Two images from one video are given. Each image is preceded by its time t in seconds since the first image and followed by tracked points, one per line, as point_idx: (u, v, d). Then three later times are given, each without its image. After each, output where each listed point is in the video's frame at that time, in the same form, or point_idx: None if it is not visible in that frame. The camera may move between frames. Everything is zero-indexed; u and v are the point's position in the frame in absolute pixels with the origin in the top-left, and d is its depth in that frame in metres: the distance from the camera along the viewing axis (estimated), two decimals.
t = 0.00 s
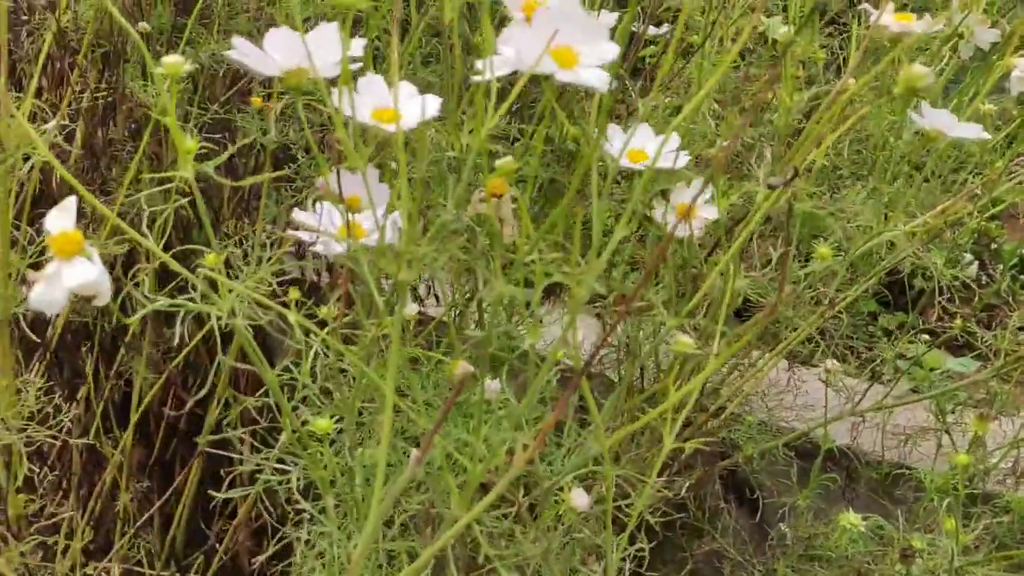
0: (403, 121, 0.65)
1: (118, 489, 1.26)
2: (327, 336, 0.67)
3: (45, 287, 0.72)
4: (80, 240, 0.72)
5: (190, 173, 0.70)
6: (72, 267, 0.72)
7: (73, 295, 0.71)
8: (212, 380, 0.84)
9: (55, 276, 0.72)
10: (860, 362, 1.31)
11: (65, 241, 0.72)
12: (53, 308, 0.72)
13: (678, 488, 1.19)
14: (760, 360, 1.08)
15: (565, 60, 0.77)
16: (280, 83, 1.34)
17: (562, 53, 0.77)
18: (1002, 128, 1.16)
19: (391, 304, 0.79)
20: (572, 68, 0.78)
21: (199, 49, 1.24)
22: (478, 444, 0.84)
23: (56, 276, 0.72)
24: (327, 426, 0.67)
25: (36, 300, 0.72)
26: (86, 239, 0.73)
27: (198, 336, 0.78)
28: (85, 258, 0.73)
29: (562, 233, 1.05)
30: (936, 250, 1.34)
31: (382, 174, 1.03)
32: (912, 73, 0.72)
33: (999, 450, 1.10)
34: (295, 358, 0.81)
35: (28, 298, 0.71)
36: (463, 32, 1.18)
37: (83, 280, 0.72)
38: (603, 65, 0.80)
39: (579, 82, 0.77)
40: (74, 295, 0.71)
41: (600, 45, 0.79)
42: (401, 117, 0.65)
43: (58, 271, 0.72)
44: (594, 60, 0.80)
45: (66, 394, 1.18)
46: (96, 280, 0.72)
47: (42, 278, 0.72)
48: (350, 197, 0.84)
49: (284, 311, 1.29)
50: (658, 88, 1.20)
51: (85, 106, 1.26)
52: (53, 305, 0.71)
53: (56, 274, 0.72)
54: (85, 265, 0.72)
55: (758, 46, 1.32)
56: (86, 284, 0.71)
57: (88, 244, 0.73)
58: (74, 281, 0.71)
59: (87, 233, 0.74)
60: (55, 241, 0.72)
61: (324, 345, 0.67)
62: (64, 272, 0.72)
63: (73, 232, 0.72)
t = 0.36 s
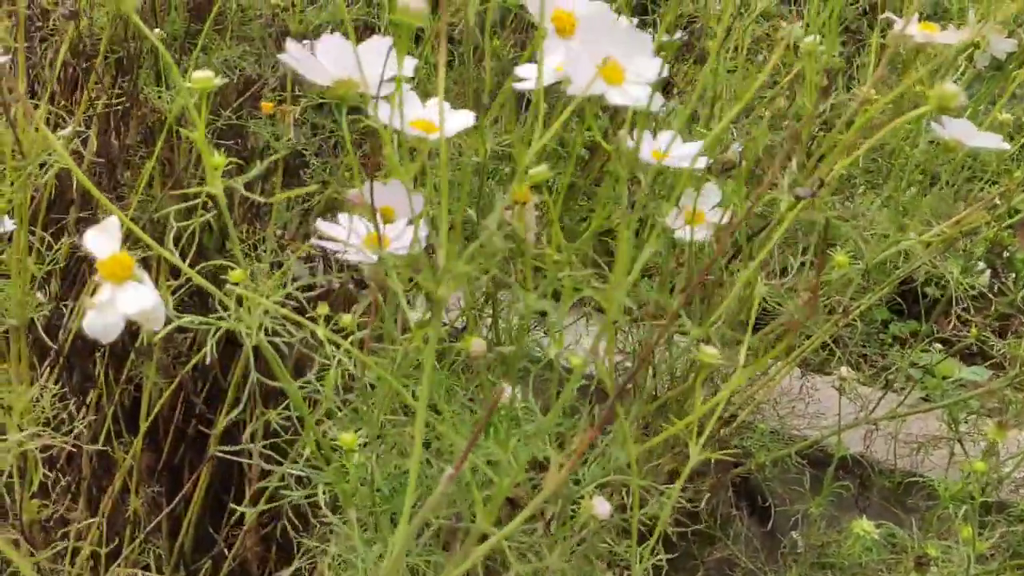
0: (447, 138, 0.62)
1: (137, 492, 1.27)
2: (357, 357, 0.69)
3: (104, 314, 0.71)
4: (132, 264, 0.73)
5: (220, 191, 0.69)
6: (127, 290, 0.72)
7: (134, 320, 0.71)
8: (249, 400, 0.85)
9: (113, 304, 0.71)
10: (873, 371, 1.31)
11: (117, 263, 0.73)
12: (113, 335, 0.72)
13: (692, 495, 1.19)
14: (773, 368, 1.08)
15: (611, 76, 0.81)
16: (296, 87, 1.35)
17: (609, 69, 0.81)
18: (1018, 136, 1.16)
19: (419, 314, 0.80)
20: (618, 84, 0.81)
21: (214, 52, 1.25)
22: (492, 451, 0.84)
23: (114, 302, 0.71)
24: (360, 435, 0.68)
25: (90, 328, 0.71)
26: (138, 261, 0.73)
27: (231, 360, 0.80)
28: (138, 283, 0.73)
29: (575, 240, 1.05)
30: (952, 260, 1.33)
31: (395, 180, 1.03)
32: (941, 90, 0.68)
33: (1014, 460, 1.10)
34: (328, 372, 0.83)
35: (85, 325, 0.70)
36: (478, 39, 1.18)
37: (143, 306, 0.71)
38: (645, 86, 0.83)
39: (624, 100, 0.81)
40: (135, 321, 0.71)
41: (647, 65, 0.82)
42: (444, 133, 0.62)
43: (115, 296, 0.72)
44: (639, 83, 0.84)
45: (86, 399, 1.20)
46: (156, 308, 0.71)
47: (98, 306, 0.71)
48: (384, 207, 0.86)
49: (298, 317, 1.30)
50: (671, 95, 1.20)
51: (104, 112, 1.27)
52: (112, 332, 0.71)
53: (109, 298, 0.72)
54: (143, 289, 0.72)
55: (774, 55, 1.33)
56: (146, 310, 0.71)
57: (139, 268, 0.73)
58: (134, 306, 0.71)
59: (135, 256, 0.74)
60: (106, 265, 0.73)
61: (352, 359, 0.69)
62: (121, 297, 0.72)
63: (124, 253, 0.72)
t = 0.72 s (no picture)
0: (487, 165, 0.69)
1: (146, 499, 1.28)
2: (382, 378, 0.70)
3: (171, 365, 0.74)
4: (193, 313, 0.76)
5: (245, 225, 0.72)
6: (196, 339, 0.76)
7: (204, 368, 0.74)
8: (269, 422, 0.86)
9: (180, 355, 0.74)
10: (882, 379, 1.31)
11: (176, 312, 0.76)
12: (180, 386, 0.74)
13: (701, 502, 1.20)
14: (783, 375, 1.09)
15: (650, 90, 0.85)
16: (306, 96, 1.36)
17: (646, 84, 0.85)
18: None
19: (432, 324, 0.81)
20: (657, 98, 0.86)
21: (222, 60, 1.26)
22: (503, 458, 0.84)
23: (182, 353, 0.74)
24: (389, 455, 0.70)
25: (156, 379, 0.74)
26: (197, 309, 0.76)
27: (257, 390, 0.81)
28: (199, 332, 0.76)
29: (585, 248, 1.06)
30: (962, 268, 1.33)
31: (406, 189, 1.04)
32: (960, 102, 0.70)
33: None
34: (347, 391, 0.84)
35: (151, 377, 0.73)
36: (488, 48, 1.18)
37: (211, 354, 0.75)
38: (687, 101, 0.88)
39: (665, 115, 0.85)
40: (203, 370, 0.74)
41: (684, 81, 0.88)
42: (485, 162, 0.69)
43: (180, 347, 0.75)
44: (680, 98, 0.89)
45: (96, 407, 1.21)
46: (224, 355, 0.75)
47: (165, 357, 0.74)
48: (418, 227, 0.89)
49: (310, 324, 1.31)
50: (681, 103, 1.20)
51: (115, 121, 1.28)
52: (181, 383, 0.74)
53: (176, 349, 0.75)
54: (208, 338, 0.76)
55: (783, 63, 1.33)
56: (215, 357, 0.74)
57: (198, 316, 0.76)
58: (202, 355, 0.74)
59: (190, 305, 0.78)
60: (166, 315, 0.76)
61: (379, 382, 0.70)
62: (186, 347, 0.75)
63: (184, 302, 0.76)
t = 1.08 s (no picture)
0: (521, 203, 0.64)
1: (153, 507, 1.29)
2: (404, 402, 0.70)
3: (215, 424, 0.69)
4: (234, 365, 0.71)
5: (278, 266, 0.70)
6: (240, 394, 0.71)
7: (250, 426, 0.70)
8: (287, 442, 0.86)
9: (224, 412, 0.69)
10: (890, 389, 1.31)
11: (218, 365, 0.70)
12: (224, 446, 0.69)
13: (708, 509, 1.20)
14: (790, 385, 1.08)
15: (687, 110, 0.80)
16: (312, 102, 1.36)
17: (683, 104, 0.80)
18: None
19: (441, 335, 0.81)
20: (696, 120, 0.80)
21: (229, 68, 1.27)
22: (516, 471, 0.84)
23: (227, 410, 0.70)
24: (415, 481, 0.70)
25: (199, 440, 0.68)
26: (239, 361, 0.71)
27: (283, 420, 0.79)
28: (240, 385, 0.71)
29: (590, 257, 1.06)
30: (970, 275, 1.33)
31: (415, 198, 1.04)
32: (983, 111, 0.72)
33: None
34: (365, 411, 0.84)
35: (198, 439, 0.68)
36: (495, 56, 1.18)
37: (257, 410, 0.70)
38: (724, 123, 0.82)
39: (705, 138, 0.79)
40: (249, 427, 0.70)
41: (719, 102, 0.82)
42: (519, 199, 0.64)
43: (224, 403, 0.70)
44: (718, 118, 0.83)
45: (103, 415, 1.21)
46: (270, 410, 0.71)
47: (209, 417, 0.69)
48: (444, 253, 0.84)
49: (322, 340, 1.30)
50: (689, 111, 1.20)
51: (122, 129, 1.29)
52: (226, 443, 0.69)
53: (220, 406, 0.69)
54: (252, 393, 0.71)
55: (789, 69, 1.33)
56: (262, 414, 0.70)
57: (240, 367, 0.71)
58: (248, 411, 0.70)
59: (228, 355, 0.72)
60: (207, 368, 0.70)
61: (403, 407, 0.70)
62: (229, 403, 0.70)
63: (226, 354, 0.70)
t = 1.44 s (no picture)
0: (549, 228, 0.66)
1: (156, 515, 1.29)
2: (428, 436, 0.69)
3: (236, 481, 0.69)
4: (254, 419, 0.72)
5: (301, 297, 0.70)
6: (259, 448, 0.71)
7: (271, 479, 0.70)
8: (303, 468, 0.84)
9: (244, 468, 0.70)
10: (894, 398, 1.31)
11: (237, 419, 0.71)
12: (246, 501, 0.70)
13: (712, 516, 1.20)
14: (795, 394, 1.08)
15: (716, 136, 0.76)
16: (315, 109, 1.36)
17: (713, 129, 0.77)
18: None
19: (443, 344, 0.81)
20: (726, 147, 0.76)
21: (232, 75, 1.27)
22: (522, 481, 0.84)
23: (247, 464, 0.70)
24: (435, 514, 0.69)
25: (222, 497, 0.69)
26: (257, 414, 0.72)
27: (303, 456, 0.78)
28: (259, 438, 0.72)
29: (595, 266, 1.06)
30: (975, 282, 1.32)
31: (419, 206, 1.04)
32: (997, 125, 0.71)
33: None
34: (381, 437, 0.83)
35: (221, 496, 0.68)
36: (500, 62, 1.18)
37: (277, 463, 0.71)
38: (755, 149, 0.78)
39: (735, 167, 0.77)
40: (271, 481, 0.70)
41: (749, 124, 0.78)
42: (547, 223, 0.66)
43: (245, 457, 0.71)
44: (747, 143, 0.79)
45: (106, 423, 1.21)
46: (290, 461, 0.71)
47: (231, 473, 0.69)
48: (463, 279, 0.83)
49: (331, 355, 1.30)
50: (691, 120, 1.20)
51: (125, 136, 1.29)
52: (248, 498, 0.69)
53: (240, 461, 0.70)
54: (272, 445, 0.72)
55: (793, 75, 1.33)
56: (282, 466, 0.71)
57: (258, 421, 0.72)
58: (268, 464, 0.71)
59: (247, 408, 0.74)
60: (226, 423, 0.71)
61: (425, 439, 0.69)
62: (250, 457, 0.71)
63: (244, 407, 0.72)
